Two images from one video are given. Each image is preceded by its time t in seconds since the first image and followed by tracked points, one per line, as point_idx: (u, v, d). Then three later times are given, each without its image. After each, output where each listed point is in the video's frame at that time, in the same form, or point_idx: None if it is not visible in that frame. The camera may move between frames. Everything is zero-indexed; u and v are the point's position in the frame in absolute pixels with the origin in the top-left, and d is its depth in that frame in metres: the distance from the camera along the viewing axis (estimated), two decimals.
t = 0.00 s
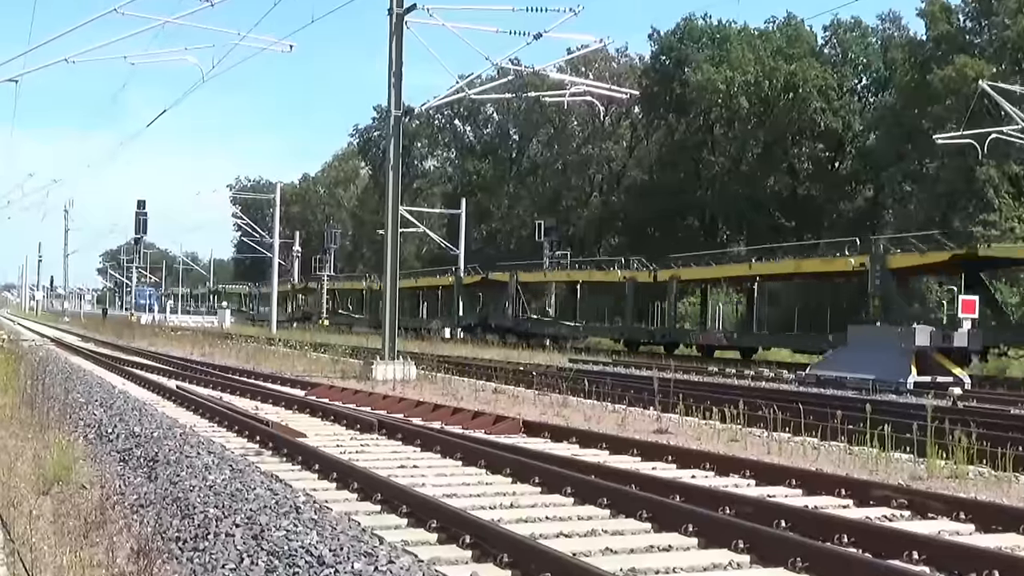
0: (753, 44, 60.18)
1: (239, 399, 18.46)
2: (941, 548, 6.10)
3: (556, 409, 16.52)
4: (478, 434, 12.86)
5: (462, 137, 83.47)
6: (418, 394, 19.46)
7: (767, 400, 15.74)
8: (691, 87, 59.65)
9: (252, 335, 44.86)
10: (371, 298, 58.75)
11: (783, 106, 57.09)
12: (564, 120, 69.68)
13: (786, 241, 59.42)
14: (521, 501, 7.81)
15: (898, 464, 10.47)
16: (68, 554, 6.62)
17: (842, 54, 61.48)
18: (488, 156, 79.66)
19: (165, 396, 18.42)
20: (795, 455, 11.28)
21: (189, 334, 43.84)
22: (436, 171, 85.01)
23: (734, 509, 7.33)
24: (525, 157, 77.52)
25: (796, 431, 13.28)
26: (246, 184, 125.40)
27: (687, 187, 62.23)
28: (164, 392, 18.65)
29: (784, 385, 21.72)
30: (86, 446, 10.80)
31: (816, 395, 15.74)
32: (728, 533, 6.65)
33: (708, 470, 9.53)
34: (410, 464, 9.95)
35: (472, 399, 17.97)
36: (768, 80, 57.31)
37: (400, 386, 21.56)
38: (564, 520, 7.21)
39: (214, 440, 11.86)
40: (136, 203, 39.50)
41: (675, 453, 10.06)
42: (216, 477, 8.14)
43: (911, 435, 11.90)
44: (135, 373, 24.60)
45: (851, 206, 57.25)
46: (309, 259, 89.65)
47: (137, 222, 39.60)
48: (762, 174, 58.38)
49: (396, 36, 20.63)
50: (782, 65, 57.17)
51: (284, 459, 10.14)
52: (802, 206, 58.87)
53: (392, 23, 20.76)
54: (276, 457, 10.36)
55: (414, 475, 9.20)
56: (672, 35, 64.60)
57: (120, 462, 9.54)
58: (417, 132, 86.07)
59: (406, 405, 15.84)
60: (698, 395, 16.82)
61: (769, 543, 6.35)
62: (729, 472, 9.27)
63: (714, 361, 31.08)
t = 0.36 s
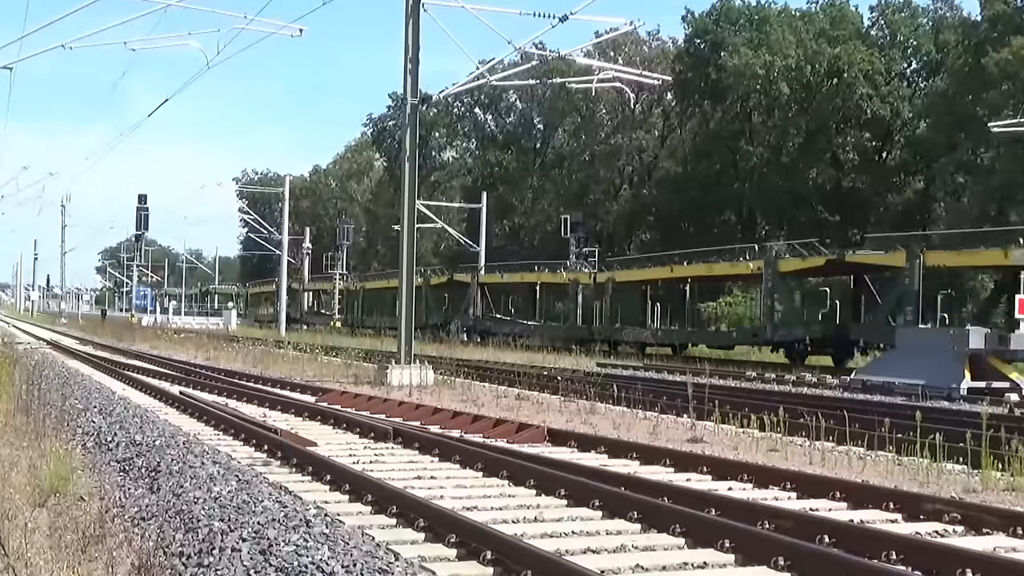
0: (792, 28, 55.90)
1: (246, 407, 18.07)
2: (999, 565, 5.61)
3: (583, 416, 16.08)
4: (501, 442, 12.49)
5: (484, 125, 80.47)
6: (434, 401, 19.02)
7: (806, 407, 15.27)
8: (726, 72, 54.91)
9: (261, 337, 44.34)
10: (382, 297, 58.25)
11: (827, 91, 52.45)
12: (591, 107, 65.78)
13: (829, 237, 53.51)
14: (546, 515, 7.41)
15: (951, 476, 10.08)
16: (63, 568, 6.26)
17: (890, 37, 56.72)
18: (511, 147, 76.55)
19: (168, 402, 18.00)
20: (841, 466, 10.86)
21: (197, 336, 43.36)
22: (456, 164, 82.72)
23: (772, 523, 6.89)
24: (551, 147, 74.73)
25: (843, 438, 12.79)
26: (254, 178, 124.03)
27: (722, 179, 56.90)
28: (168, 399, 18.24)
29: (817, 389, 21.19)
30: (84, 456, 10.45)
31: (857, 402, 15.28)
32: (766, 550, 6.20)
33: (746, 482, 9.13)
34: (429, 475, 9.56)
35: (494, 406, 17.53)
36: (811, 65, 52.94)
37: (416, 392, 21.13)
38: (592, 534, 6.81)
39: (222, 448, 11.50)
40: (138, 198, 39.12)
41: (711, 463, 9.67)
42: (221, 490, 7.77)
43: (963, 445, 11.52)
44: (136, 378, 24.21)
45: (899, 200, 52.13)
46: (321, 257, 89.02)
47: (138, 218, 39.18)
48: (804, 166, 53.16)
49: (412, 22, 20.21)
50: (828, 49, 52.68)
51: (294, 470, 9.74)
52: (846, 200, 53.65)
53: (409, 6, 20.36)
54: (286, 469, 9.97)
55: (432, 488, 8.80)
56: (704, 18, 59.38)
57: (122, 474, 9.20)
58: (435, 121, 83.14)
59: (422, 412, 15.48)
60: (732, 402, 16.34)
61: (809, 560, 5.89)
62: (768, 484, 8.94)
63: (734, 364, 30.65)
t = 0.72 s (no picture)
0: (841, 6, 52.88)
1: (259, 415, 17.72)
2: None
3: (619, 425, 15.76)
4: (531, 453, 12.18)
5: (513, 114, 79.40)
6: (458, 409, 18.71)
7: (858, 416, 15.00)
8: (773, 56, 51.98)
9: (273, 341, 43.97)
10: (398, 296, 57.82)
11: (882, 74, 49.86)
12: (626, 95, 65.79)
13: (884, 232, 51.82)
14: (578, 532, 7.02)
15: (1014, 491, 9.94)
16: None
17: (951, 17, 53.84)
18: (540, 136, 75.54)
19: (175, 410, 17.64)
20: (898, 480, 10.68)
21: (208, 339, 43.01)
22: (483, 154, 82.13)
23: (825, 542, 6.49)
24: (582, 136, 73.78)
25: (896, 450, 12.55)
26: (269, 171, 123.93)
27: (767, 171, 54.06)
28: (174, 406, 17.88)
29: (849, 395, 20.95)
30: (88, 469, 10.14)
31: (909, 413, 15.00)
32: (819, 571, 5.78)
33: (794, 497, 8.94)
34: (451, 488, 9.17)
35: (523, 415, 17.24)
36: (864, 47, 50.23)
37: (439, 399, 20.78)
38: (629, 552, 6.43)
39: (234, 459, 11.16)
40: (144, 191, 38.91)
41: (756, 476, 9.46)
42: (231, 503, 7.42)
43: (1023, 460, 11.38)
44: (141, 385, 23.84)
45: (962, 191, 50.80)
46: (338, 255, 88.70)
47: (142, 211, 38.95)
48: (856, 157, 51.16)
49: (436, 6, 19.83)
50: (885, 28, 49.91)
51: (310, 482, 9.39)
52: (902, 193, 51.89)
53: None
54: (300, 481, 9.60)
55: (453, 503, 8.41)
56: None
57: (126, 487, 8.92)
58: (460, 109, 82.58)
59: (444, 421, 15.14)
60: (779, 410, 16.00)
61: None
62: (818, 499, 8.76)
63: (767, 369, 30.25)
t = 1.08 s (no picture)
0: None
1: (253, 420, 17.40)
2: None
3: (639, 433, 15.64)
4: (546, 463, 12.16)
5: (525, 99, 80.05)
6: (468, 415, 18.52)
7: (895, 424, 15.04)
8: (806, 35, 51.59)
9: (270, 343, 43.47)
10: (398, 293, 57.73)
11: (922, 56, 49.14)
12: (649, 77, 66.61)
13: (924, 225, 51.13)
14: (596, 547, 6.94)
15: None
16: None
17: None
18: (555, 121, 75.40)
19: (162, 416, 17.42)
20: (941, 492, 10.71)
21: (202, 340, 42.46)
22: (491, 142, 81.58)
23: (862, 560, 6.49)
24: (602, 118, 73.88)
25: (938, 459, 12.59)
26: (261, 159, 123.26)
27: (797, 159, 53.10)
28: (163, 412, 17.58)
29: (877, 399, 20.90)
30: (70, 479, 9.96)
31: (944, 420, 15.07)
32: None
33: (827, 509, 9.00)
34: (457, 500, 9.05)
35: (537, 423, 17.04)
36: (902, 27, 49.56)
37: (446, 405, 20.46)
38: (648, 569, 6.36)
39: (227, 470, 10.95)
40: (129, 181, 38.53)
41: (786, 486, 9.53)
42: (223, 517, 7.12)
43: None
44: (128, 389, 23.44)
45: (1005, 180, 49.24)
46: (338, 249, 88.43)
47: (128, 203, 38.51)
48: (894, 144, 50.31)
49: None
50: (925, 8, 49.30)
51: (306, 493, 9.14)
52: (943, 182, 50.78)
53: None
54: (296, 491, 9.40)
55: (459, 516, 8.27)
56: None
57: (109, 498, 8.84)
58: (468, 95, 82.27)
59: (450, 429, 14.93)
60: (811, 417, 16.00)
61: None
62: (854, 512, 8.82)
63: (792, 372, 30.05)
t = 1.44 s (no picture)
0: None
1: (246, 432, 17.30)
2: None
3: (658, 446, 15.74)
4: (559, 478, 12.46)
5: (536, 87, 80.27)
6: (475, 425, 18.61)
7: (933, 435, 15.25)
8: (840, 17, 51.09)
9: (263, 349, 43.29)
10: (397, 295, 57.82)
11: (962, 39, 47.42)
12: (669, 63, 66.26)
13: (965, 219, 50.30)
14: (614, 568, 7.65)
15: None
16: None
17: None
18: (569, 111, 75.24)
19: (150, 427, 17.47)
20: (984, 509, 11.00)
21: (191, 346, 42.20)
22: (500, 133, 81.86)
23: None
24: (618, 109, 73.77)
25: (979, 474, 12.87)
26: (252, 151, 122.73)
27: (828, 151, 53.00)
28: (151, 424, 17.61)
29: (914, 408, 20.92)
30: (51, 497, 10.39)
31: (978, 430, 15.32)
32: None
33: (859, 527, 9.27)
34: (463, 518, 9.83)
35: (548, 435, 17.09)
36: (942, 10, 48.16)
37: (452, 414, 20.12)
38: None
39: (220, 485, 11.41)
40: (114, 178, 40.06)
41: (815, 503, 9.84)
42: (209, 538, 7.40)
43: None
44: (114, 398, 23.44)
45: None
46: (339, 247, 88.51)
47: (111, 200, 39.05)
48: (932, 136, 49.21)
49: None
50: None
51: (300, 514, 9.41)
52: (987, 175, 49.53)
53: None
54: (293, 508, 9.98)
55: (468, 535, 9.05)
56: None
57: (92, 516, 9.12)
58: (476, 83, 82.32)
59: (455, 442, 14.90)
60: (843, 427, 16.22)
61: None
62: (889, 531, 9.03)
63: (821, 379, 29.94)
